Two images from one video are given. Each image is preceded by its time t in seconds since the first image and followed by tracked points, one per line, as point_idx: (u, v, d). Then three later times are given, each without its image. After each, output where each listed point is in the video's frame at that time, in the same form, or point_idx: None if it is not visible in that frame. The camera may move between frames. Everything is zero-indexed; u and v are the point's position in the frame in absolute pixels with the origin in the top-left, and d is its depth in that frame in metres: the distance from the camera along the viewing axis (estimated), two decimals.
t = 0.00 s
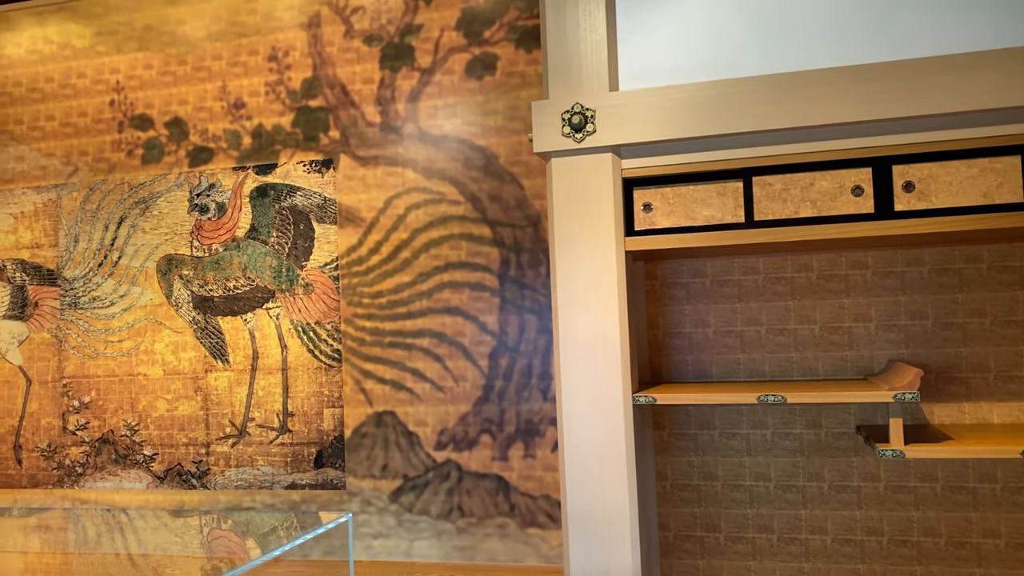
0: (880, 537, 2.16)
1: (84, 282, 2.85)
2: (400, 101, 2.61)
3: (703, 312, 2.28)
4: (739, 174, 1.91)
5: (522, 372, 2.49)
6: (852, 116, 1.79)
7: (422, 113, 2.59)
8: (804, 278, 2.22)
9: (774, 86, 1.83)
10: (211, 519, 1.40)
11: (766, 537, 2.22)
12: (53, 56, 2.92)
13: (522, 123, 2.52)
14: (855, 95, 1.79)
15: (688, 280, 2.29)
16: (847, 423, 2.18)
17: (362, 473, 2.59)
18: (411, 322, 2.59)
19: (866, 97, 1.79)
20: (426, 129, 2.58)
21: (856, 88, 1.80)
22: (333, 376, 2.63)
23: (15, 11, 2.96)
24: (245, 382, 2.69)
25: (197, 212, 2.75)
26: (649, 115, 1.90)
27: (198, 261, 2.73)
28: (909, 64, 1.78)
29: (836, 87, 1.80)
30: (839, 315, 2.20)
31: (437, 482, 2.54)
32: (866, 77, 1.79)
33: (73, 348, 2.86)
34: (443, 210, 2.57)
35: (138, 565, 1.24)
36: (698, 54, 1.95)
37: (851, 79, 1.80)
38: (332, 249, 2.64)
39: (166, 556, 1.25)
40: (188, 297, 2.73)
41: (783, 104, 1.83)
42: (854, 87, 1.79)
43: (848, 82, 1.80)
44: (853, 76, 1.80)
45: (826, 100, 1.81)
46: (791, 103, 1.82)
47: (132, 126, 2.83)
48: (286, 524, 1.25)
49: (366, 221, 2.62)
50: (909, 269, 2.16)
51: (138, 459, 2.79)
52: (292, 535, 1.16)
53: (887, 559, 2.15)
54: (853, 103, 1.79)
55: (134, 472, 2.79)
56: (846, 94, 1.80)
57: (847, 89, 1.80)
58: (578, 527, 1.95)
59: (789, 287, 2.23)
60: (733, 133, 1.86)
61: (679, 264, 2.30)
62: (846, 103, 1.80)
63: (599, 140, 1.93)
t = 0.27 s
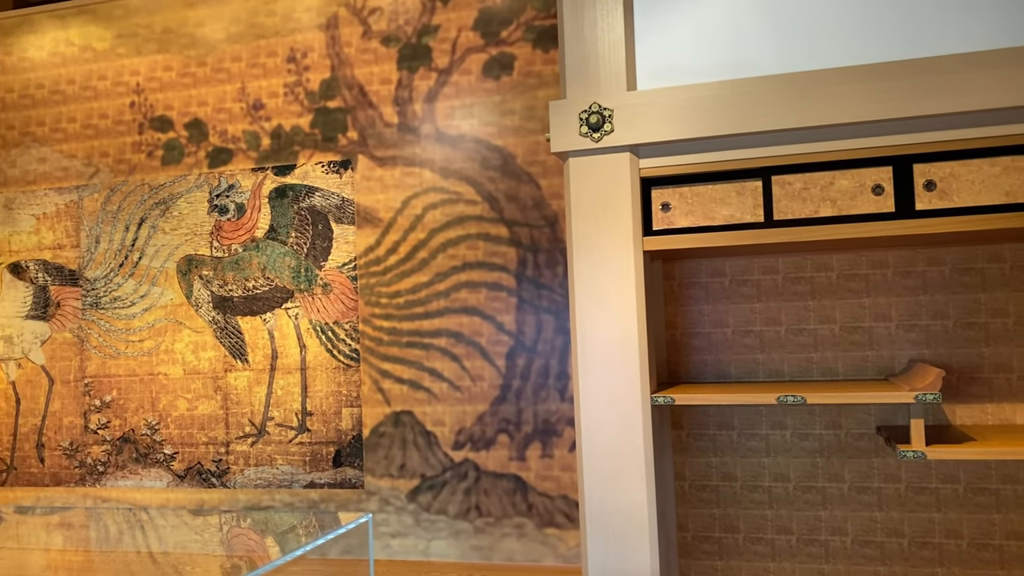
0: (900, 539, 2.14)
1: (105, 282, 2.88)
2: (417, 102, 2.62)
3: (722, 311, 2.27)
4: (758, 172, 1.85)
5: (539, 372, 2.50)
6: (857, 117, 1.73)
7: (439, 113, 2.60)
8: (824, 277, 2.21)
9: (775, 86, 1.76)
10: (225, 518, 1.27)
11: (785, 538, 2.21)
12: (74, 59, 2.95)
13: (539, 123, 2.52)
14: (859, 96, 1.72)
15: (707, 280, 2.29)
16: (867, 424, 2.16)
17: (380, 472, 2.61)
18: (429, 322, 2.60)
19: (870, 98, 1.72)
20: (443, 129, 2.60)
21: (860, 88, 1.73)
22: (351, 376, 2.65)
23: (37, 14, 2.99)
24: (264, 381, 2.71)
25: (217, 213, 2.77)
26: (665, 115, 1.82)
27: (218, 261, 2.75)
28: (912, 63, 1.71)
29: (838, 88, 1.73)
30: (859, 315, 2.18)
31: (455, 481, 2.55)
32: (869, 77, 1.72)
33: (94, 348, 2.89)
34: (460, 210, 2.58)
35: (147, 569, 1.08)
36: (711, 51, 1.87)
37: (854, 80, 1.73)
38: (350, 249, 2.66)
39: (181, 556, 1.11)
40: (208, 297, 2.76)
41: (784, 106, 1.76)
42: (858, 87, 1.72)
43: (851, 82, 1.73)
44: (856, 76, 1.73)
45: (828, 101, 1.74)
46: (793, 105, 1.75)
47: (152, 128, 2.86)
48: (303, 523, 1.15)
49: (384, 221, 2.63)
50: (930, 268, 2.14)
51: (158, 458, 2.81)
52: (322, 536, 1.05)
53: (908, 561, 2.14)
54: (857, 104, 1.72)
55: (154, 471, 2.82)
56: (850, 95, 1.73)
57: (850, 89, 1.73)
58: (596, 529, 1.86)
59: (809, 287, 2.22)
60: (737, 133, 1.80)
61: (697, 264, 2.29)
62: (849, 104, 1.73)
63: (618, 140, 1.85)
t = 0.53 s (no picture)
0: (921, 540, 2.12)
1: (126, 282, 2.90)
2: (435, 102, 2.64)
3: (740, 311, 2.26)
4: (778, 171, 1.83)
5: (556, 372, 2.51)
6: (862, 117, 1.72)
7: (456, 113, 2.61)
8: (844, 277, 2.19)
9: (780, 86, 1.76)
10: (244, 517, 1.24)
11: (804, 539, 2.20)
12: (94, 61, 2.98)
13: (556, 123, 2.53)
14: (865, 96, 1.72)
15: (725, 279, 2.27)
16: (888, 424, 2.14)
17: (398, 471, 2.63)
18: (446, 322, 2.61)
19: (876, 97, 1.71)
20: (460, 129, 2.61)
21: (865, 88, 1.72)
22: (369, 375, 2.67)
23: (58, 17, 3.02)
24: (283, 380, 2.73)
25: (236, 213, 2.79)
26: (685, 115, 1.81)
27: (237, 261, 2.77)
28: (917, 63, 1.70)
29: (844, 88, 1.73)
30: (879, 315, 2.17)
31: (472, 481, 2.57)
32: (875, 77, 1.71)
33: (115, 347, 2.91)
34: (476, 210, 2.59)
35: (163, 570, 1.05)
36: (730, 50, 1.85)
37: (859, 80, 1.72)
38: (368, 249, 2.67)
39: (197, 557, 1.08)
40: (227, 297, 2.78)
41: (789, 105, 1.75)
42: (863, 87, 1.72)
43: (857, 82, 1.72)
44: (866, 76, 1.72)
45: (834, 101, 1.73)
46: (799, 105, 1.74)
47: (172, 129, 2.88)
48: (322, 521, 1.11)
49: (401, 221, 2.65)
50: (952, 267, 2.12)
51: (178, 456, 2.84)
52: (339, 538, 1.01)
53: (930, 564, 2.12)
54: (863, 103, 1.71)
55: (174, 470, 2.84)
56: (861, 94, 1.72)
57: (861, 89, 1.72)
58: (614, 521, 1.83)
59: (828, 287, 2.20)
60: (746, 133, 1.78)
61: (715, 264, 2.28)
62: (855, 103, 1.72)
63: (636, 139, 1.83)
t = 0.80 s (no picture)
0: (942, 543, 2.11)
1: (146, 282, 2.93)
2: (451, 102, 2.65)
3: (759, 311, 2.25)
4: (798, 170, 1.75)
5: (573, 372, 2.52)
6: (874, 116, 1.63)
7: (473, 113, 2.62)
8: (863, 277, 2.18)
9: (787, 85, 1.67)
10: (260, 516, 1.16)
11: (823, 541, 2.18)
12: (114, 63, 3.00)
13: (573, 122, 2.54)
14: (875, 95, 1.63)
15: (743, 279, 2.26)
16: (908, 425, 2.13)
17: (415, 471, 2.64)
18: (463, 322, 2.62)
19: (887, 97, 1.63)
20: (477, 129, 2.62)
21: (876, 87, 1.63)
22: (386, 375, 2.68)
23: (78, 19, 3.05)
24: (300, 380, 2.75)
25: (254, 214, 2.81)
26: (701, 114, 1.72)
27: (255, 261, 2.79)
28: (928, 61, 1.62)
29: (853, 87, 1.64)
30: (899, 315, 2.15)
31: (489, 481, 2.58)
32: (892, 75, 1.63)
33: (134, 347, 2.94)
34: (493, 210, 2.60)
35: (180, 568, 0.99)
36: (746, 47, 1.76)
37: (871, 79, 1.64)
38: (384, 249, 2.68)
39: (213, 555, 1.01)
40: (246, 297, 2.80)
41: (797, 105, 1.67)
42: (874, 86, 1.63)
43: (867, 81, 1.64)
44: (884, 74, 1.63)
45: (843, 101, 1.65)
46: (807, 105, 1.66)
47: (190, 130, 2.91)
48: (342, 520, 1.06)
49: (418, 221, 2.66)
50: (973, 267, 2.11)
51: (197, 455, 2.86)
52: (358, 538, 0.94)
53: (951, 566, 2.10)
54: (878, 103, 1.63)
55: (192, 468, 2.86)
56: (878, 94, 1.63)
57: (879, 88, 1.63)
58: (630, 523, 1.76)
59: (847, 286, 2.19)
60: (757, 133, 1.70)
61: (734, 263, 2.27)
62: (865, 103, 1.64)
63: (652, 140, 1.75)
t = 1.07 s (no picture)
0: (963, 545, 2.09)
1: (165, 282, 2.95)
2: (468, 103, 2.65)
3: (777, 312, 2.23)
4: (816, 170, 1.64)
5: (590, 372, 2.52)
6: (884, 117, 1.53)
7: (489, 113, 2.63)
8: (882, 277, 2.16)
9: (794, 85, 1.57)
10: (278, 514, 1.16)
11: (842, 543, 2.16)
12: (134, 65, 3.03)
13: (589, 122, 2.54)
14: (889, 95, 1.53)
15: (761, 279, 2.24)
16: (927, 426, 2.11)
17: (432, 470, 2.65)
18: (479, 322, 2.63)
19: (901, 97, 1.52)
20: (493, 129, 2.63)
21: (886, 87, 1.53)
22: (402, 374, 2.69)
23: (98, 22, 3.08)
24: (318, 379, 2.76)
25: (272, 214, 2.82)
26: (718, 112, 1.61)
27: (273, 261, 2.81)
28: (944, 60, 1.51)
29: (864, 86, 1.54)
30: (918, 315, 2.13)
31: (505, 481, 2.58)
32: (911, 74, 1.52)
33: (154, 346, 2.97)
34: (509, 210, 2.60)
35: (200, 567, 0.99)
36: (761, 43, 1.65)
37: (887, 78, 1.53)
38: (401, 249, 2.69)
39: (232, 554, 1.02)
40: (264, 297, 2.81)
41: (805, 105, 1.56)
42: (884, 85, 1.53)
43: (880, 80, 1.53)
44: (902, 73, 1.52)
45: (857, 100, 1.54)
46: (815, 105, 1.56)
47: (209, 131, 2.93)
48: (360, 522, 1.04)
49: (434, 221, 2.67)
50: (994, 267, 2.09)
51: (215, 454, 2.88)
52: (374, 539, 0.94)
53: (971, 569, 2.08)
54: (895, 103, 1.52)
55: (211, 468, 2.89)
56: (896, 93, 1.52)
57: (896, 87, 1.52)
58: (646, 524, 1.65)
59: (865, 287, 2.17)
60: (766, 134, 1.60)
61: (751, 264, 2.25)
62: (876, 103, 1.53)
63: (670, 140, 1.64)
